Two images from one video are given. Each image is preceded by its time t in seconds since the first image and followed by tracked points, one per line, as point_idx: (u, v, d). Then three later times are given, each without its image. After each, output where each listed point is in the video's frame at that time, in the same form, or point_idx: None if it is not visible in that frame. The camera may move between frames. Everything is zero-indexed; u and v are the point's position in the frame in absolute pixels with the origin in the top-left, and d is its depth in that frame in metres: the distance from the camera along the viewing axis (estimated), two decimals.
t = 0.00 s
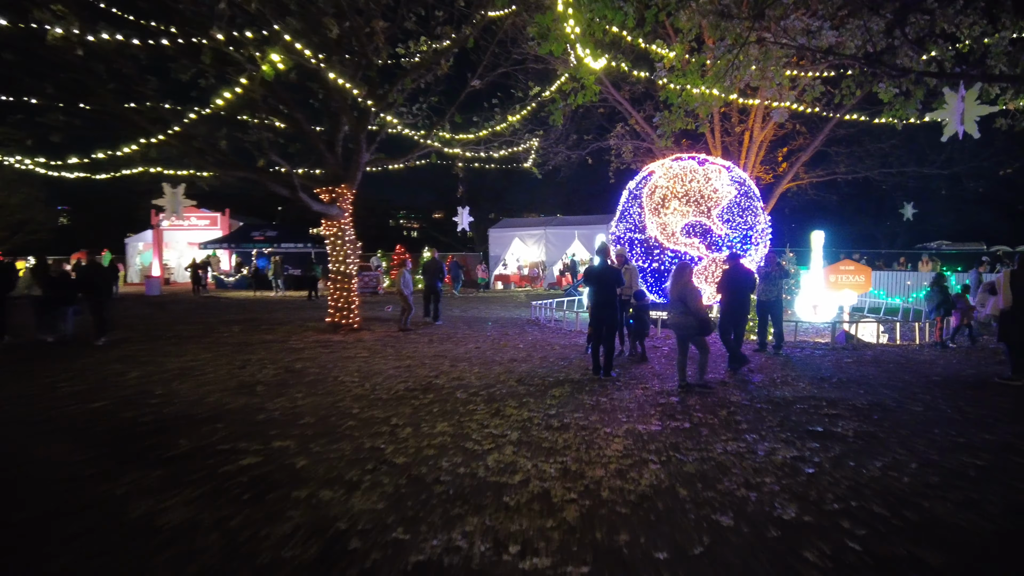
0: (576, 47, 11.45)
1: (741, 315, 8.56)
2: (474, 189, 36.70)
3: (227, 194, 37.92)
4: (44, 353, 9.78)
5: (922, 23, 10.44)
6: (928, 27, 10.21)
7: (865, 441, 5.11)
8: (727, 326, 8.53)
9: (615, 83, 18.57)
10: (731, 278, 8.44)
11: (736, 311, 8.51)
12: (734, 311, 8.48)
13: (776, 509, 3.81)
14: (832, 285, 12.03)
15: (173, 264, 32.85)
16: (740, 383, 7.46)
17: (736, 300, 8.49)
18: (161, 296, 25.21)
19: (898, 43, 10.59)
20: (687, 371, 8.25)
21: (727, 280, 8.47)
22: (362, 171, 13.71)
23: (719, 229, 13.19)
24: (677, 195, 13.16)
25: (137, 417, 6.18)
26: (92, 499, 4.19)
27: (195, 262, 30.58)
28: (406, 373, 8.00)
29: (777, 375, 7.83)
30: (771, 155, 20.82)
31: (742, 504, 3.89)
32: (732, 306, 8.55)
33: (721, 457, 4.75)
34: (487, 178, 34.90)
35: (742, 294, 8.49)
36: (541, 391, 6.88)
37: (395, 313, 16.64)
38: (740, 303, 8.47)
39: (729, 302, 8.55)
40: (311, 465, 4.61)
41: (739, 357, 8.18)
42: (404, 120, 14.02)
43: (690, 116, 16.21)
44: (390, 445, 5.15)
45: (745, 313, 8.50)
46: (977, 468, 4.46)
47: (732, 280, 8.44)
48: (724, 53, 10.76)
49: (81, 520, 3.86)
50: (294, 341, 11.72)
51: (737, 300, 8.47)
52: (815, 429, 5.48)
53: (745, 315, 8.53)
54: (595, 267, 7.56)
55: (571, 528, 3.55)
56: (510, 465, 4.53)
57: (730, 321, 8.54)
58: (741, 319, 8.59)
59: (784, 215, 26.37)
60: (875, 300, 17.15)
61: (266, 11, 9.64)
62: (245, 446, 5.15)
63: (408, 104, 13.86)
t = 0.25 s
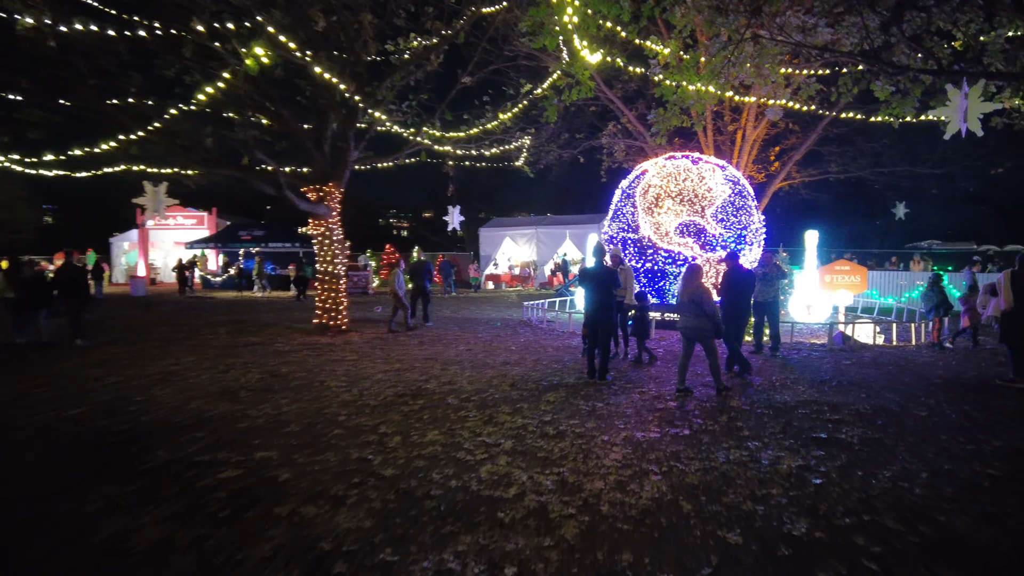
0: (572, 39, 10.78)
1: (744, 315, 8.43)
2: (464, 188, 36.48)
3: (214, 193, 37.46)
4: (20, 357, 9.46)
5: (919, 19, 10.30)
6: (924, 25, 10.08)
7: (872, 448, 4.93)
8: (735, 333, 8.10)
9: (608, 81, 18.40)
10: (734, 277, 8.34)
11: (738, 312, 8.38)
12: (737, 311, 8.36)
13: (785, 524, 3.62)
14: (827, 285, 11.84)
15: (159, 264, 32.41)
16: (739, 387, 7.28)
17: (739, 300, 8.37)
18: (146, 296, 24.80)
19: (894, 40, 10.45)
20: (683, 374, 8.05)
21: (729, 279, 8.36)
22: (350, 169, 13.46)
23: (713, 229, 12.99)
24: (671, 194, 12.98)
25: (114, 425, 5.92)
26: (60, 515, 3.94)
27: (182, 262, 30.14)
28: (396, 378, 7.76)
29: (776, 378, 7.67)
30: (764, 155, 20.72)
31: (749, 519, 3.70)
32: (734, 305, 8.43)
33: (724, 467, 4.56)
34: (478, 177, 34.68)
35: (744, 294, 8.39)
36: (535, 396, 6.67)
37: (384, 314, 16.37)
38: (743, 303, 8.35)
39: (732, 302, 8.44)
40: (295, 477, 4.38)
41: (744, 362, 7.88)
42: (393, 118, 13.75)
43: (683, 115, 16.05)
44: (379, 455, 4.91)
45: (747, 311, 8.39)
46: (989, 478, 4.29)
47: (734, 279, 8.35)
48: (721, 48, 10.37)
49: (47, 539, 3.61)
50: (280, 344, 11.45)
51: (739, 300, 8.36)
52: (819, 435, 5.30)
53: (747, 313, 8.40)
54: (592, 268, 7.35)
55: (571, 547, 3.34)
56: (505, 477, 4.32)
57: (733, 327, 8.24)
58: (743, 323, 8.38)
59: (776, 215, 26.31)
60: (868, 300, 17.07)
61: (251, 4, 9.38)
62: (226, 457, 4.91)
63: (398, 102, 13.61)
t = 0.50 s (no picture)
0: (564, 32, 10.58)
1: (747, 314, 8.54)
2: (453, 186, 36.26)
3: (200, 191, 36.98)
4: None
5: (912, 15, 10.19)
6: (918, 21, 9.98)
7: (875, 451, 4.79)
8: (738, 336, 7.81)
9: (598, 78, 18.26)
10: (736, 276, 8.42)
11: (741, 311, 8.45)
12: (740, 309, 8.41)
13: (791, 534, 3.45)
14: (819, 283, 11.69)
15: (143, 263, 31.94)
16: (734, 387, 7.13)
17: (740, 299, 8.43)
18: (130, 296, 24.37)
19: (888, 36, 10.35)
20: (677, 374, 7.90)
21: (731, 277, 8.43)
22: (337, 165, 13.22)
23: (705, 226, 12.81)
24: (663, 192, 12.83)
25: (86, 430, 5.66)
26: (23, 528, 3.70)
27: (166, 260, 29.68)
28: (383, 379, 7.55)
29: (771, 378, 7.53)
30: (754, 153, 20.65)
31: (754, 528, 3.52)
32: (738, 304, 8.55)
33: (724, 472, 4.39)
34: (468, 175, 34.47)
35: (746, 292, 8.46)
36: (526, 398, 6.48)
37: (371, 314, 16.12)
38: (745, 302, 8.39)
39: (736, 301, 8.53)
40: (275, 488, 4.16)
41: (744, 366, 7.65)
42: (381, 114, 13.53)
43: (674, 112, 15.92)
44: (364, 461, 4.70)
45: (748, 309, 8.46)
46: (998, 482, 4.15)
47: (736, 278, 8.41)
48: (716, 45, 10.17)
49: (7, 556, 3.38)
50: (266, 344, 11.19)
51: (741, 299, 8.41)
52: (820, 438, 5.16)
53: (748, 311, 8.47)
54: (584, 267, 7.21)
55: (567, 561, 3.15)
56: (496, 485, 4.12)
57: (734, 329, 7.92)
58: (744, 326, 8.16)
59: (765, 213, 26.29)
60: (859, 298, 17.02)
61: None
62: (203, 464, 4.67)
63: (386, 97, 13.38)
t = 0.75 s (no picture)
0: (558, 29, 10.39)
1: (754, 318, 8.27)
2: (446, 186, 36.04)
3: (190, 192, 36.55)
4: None
5: (910, 13, 10.06)
6: (916, 19, 9.86)
7: (883, 461, 4.60)
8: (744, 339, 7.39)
9: (592, 77, 18.08)
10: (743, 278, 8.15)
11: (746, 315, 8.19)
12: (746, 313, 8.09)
13: (802, 553, 3.26)
14: (817, 285, 11.53)
15: (132, 264, 31.51)
16: (734, 393, 6.94)
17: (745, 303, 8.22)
18: (117, 298, 23.98)
19: (885, 35, 10.22)
20: (674, 378, 7.70)
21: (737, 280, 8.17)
22: (327, 165, 12.99)
23: (701, 227, 12.67)
24: (658, 192, 12.65)
25: (59, 441, 5.40)
26: None
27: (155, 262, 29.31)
28: (372, 385, 7.32)
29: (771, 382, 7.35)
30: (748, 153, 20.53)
31: (763, 547, 3.34)
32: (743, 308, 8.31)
33: (728, 485, 4.20)
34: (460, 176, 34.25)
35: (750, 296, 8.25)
36: (521, 405, 6.26)
37: (362, 316, 15.87)
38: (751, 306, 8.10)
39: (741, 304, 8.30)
40: (257, 505, 3.94)
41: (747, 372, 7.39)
42: (372, 114, 13.32)
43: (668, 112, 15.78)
44: (351, 475, 4.47)
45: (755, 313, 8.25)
46: (1013, 493, 3.99)
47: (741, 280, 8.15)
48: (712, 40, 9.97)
49: None
50: (254, 348, 10.94)
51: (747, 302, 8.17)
52: (826, 447, 4.97)
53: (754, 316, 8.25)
54: (581, 267, 7.00)
55: None
56: (490, 500, 3.92)
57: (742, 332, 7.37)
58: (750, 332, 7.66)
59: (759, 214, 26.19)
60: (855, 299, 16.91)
61: None
62: (181, 479, 4.44)
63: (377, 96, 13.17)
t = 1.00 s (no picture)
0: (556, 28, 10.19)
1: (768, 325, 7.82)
2: (443, 188, 35.88)
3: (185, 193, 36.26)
4: None
5: (914, 12, 9.88)
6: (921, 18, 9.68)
7: (897, 475, 4.42)
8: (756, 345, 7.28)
9: (590, 77, 17.93)
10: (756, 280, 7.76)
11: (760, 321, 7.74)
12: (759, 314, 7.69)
13: None
14: (819, 288, 11.33)
15: (127, 266, 31.24)
16: (738, 401, 6.76)
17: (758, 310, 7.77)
18: (111, 301, 23.72)
19: (889, 34, 10.03)
20: (677, 385, 7.51)
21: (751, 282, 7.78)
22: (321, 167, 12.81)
23: (702, 229, 12.49)
24: (658, 194, 12.46)
25: (38, 454, 5.19)
26: None
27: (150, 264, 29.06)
28: (366, 393, 7.12)
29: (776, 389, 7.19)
30: (748, 154, 20.37)
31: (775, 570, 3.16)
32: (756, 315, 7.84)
33: (736, 501, 4.02)
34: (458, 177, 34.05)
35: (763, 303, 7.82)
36: (519, 414, 6.07)
37: (358, 319, 15.66)
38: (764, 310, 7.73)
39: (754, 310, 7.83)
40: (241, 525, 3.74)
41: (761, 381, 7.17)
42: (368, 114, 13.12)
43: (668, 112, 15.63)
44: (341, 491, 4.28)
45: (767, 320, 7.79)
46: None
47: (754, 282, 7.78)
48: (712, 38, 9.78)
49: None
50: (247, 353, 10.74)
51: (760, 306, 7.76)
52: (835, 458, 4.80)
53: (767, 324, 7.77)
54: (581, 271, 6.81)
55: None
56: (487, 520, 3.73)
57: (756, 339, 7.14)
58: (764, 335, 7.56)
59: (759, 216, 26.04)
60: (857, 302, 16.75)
61: None
62: (163, 495, 4.24)
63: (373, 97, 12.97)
